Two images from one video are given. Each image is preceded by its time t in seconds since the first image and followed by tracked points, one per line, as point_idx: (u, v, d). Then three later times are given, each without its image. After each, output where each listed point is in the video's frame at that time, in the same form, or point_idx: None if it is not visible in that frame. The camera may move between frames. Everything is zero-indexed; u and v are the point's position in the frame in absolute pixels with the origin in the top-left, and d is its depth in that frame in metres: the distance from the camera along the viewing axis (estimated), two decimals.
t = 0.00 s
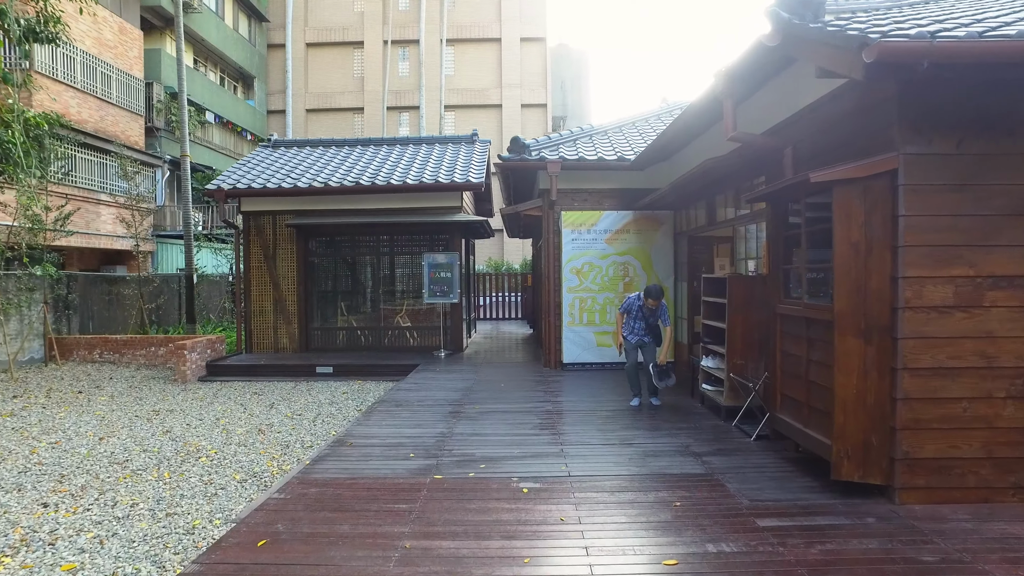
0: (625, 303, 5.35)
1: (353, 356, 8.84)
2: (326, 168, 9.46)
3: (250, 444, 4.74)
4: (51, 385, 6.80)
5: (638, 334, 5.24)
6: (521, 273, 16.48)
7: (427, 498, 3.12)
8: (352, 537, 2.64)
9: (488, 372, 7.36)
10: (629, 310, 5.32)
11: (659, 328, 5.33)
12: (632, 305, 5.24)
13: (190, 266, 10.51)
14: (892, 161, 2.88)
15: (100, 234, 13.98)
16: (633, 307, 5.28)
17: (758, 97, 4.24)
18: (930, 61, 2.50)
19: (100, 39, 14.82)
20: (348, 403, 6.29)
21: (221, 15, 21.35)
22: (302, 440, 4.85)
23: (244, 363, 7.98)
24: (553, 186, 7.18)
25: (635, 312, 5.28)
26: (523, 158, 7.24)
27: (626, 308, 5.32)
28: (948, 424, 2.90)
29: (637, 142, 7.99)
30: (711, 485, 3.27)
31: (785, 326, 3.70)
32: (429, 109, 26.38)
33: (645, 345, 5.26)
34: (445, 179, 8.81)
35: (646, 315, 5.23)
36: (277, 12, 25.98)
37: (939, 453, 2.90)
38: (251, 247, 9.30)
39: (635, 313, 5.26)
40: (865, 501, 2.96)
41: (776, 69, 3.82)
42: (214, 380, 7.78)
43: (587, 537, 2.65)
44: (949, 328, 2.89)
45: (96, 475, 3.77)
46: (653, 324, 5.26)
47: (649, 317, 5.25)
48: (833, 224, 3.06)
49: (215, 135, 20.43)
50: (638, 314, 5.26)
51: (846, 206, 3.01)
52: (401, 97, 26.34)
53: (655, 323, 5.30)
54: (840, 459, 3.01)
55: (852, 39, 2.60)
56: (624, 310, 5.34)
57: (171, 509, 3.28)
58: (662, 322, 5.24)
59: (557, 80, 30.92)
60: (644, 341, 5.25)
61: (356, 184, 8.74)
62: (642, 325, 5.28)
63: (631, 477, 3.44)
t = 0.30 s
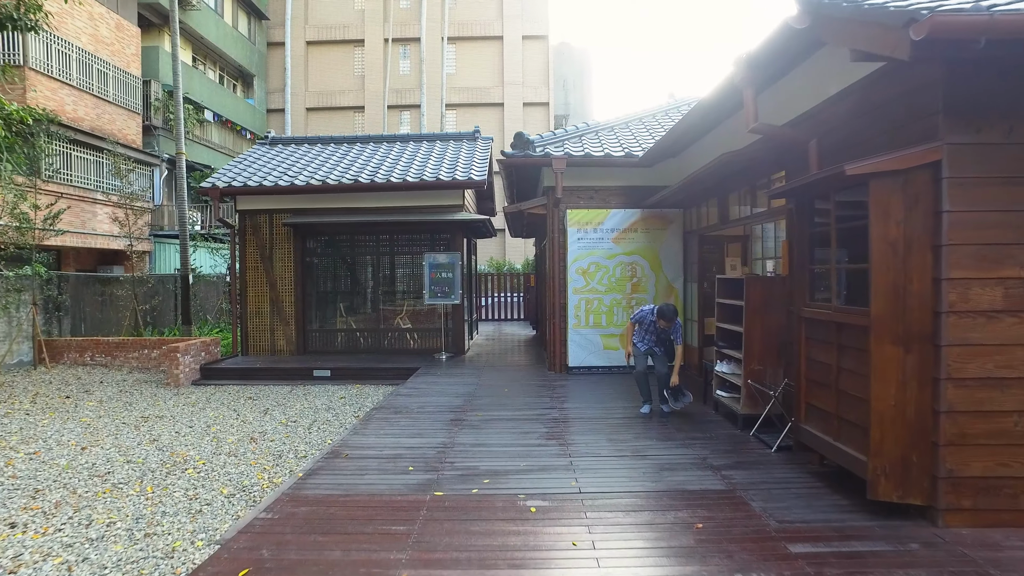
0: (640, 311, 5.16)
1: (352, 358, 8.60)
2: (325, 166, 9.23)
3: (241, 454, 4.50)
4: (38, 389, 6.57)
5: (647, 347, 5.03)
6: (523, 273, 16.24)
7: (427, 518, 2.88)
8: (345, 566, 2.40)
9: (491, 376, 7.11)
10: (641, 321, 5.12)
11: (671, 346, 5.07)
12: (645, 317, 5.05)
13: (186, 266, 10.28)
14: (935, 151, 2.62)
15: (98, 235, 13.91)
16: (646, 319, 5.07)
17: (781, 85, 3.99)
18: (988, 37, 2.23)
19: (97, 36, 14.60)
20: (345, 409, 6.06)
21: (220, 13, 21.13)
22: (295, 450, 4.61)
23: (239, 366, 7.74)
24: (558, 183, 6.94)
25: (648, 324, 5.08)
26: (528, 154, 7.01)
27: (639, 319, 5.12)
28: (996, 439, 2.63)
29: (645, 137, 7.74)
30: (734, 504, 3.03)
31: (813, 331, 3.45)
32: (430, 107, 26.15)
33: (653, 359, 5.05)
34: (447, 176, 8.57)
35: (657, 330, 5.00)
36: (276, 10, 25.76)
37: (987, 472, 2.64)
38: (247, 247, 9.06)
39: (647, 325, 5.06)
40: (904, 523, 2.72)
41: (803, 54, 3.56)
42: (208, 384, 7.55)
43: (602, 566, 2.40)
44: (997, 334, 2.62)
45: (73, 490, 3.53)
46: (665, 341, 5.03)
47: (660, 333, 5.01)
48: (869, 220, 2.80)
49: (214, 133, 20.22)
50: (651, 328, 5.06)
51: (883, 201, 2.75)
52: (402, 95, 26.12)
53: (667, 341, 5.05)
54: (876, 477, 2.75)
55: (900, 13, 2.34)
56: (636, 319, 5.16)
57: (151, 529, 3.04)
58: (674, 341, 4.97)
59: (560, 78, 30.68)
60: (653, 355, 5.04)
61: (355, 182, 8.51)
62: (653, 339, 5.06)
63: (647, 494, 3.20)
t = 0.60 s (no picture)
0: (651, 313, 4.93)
1: (349, 361, 8.35)
2: (321, 163, 8.99)
3: (227, 465, 4.25)
4: (22, 394, 6.32)
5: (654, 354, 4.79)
6: (524, 273, 15.99)
7: (422, 542, 2.63)
8: None
9: (493, 380, 6.86)
10: (651, 326, 4.87)
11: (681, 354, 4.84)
12: (657, 322, 4.80)
13: (179, 266, 10.02)
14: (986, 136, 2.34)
15: (92, 234, 13.76)
16: (657, 325, 4.81)
17: (809, 69, 3.74)
18: None
19: (92, 32, 14.36)
20: (340, 416, 5.81)
21: (218, 10, 20.89)
22: (285, 461, 4.35)
23: (232, 369, 7.50)
24: (562, 180, 6.69)
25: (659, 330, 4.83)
26: (530, 149, 6.77)
27: (649, 323, 4.87)
28: None
29: (652, 132, 7.50)
30: (758, 525, 2.77)
31: (841, 335, 3.19)
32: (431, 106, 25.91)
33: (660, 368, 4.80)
34: (447, 173, 8.31)
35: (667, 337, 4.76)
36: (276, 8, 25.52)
37: None
38: (242, 246, 8.81)
39: (658, 332, 4.80)
40: (949, 549, 2.46)
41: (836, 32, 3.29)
42: (199, 388, 7.29)
43: None
44: None
45: (42, 507, 3.28)
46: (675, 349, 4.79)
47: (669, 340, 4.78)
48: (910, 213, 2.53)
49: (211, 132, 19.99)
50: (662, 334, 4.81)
51: (924, 192, 2.49)
52: (402, 94, 25.88)
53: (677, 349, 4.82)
54: (918, 498, 2.49)
55: None
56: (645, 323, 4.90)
57: (121, 551, 2.79)
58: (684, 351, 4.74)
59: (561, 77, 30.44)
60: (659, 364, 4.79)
61: (352, 179, 8.26)
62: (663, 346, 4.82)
63: (662, 513, 2.95)
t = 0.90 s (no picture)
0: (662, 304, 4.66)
1: (347, 364, 8.11)
2: (318, 160, 8.75)
3: (214, 475, 4.01)
4: (6, 398, 6.09)
5: (668, 347, 4.54)
6: (526, 273, 15.76)
7: (419, 570, 2.38)
8: None
9: (494, 384, 6.62)
10: (663, 318, 4.61)
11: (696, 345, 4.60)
12: (670, 312, 4.53)
13: (174, 265, 9.79)
14: None
15: (87, 233, 13.58)
16: (670, 315, 4.55)
17: (839, 52, 3.51)
18: None
19: (87, 28, 14.12)
20: (335, 421, 5.57)
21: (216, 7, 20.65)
22: (275, 472, 4.11)
23: (226, 372, 7.26)
24: (567, 175, 6.44)
25: (672, 320, 4.56)
26: (533, 144, 6.53)
27: (661, 315, 4.60)
28: None
29: (659, 127, 7.27)
30: (788, 549, 2.53)
31: (875, 339, 2.94)
32: (431, 105, 25.68)
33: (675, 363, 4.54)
34: (448, 170, 8.07)
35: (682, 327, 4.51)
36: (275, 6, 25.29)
37: None
38: (237, 245, 8.58)
39: (671, 323, 4.54)
40: None
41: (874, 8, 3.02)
42: (192, 391, 7.05)
43: None
44: None
45: (9, 525, 3.04)
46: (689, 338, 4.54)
47: (684, 330, 4.53)
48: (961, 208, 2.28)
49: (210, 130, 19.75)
50: (675, 324, 4.54)
51: (977, 186, 2.24)
52: (402, 92, 25.64)
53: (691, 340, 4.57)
54: (969, 524, 2.24)
55: None
56: (657, 316, 4.64)
57: None
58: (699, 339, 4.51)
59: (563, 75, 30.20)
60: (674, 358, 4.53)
61: (349, 176, 8.02)
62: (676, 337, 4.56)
63: (681, 534, 2.70)
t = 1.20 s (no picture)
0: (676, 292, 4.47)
1: (346, 367, 7.88)
2: (316, 157, 8.53)
3: (201, 489, 3.77)
4: None
5: (689, 334, 4.33)
6: (529, 273, 15.51)
7: None
8: None
9: (498, 388, 6.38)
10: (679, 305, 4.42)
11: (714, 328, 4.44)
12: (687, 296, 4.36)
13: (169, 265, 9.57)
14: None
15: (83, 232, 13.37)
16: (688, 300, 4.37)
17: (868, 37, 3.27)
18: None
19: (83, 25, 13.90)
20: (332, 429, 5.34)
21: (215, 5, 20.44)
22: (267, 486, 3.87)
23: (220, 376, 7.04)
24: (574, 172, 6.21)
25: (689, 305, 4.37)
26: (538, 140, 6.29)
27: (677, 302, 4.41)
28: None
29: (668, 122, 7.06)
30: None
31: (914, 346, 2.70)
32: (433, 103, 25.45)
33: (697, 350, 4.32)
34: (449, 167, 7.84)
35: (701, 310, 4.34)
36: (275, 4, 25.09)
37: None
38: (233, 245, 8.35)
39: (689, 308, 4.36)
40: None
41: None
42: (185, 396, 6.82)
43: None
44: None
45: None
46: (708, 320, 4.37)
47: (704, 313, 4.36)
48: None
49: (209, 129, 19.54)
50: (693, 308, 4.36)
51: None
52: (403, 90, 25.42)
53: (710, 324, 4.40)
54: None
55: None
56: (672, 304, 4.45)
57: None
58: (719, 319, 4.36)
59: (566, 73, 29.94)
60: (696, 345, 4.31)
61: (348, 173, 7.79)
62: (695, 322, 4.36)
63: (706, 562, 2.46)
